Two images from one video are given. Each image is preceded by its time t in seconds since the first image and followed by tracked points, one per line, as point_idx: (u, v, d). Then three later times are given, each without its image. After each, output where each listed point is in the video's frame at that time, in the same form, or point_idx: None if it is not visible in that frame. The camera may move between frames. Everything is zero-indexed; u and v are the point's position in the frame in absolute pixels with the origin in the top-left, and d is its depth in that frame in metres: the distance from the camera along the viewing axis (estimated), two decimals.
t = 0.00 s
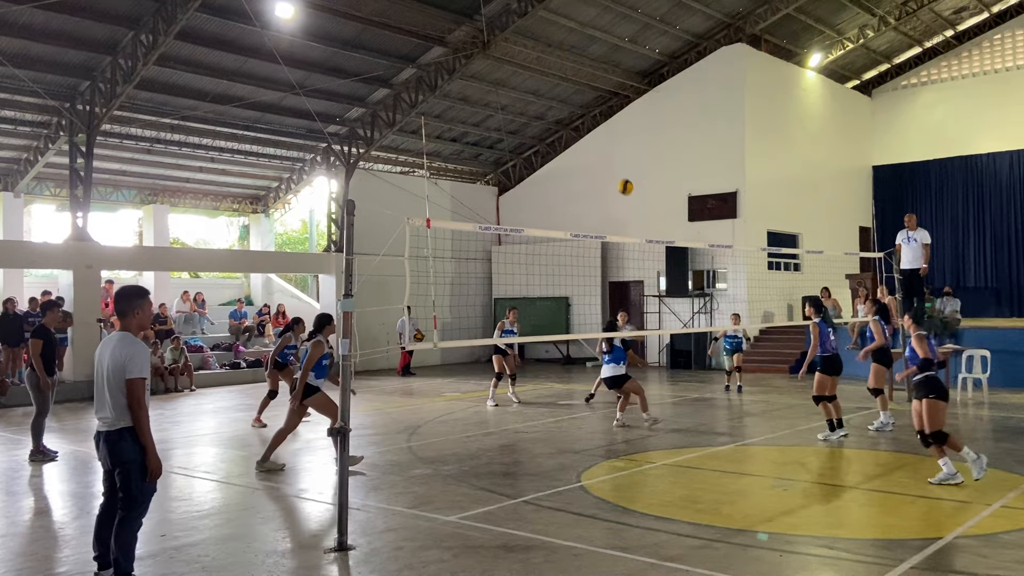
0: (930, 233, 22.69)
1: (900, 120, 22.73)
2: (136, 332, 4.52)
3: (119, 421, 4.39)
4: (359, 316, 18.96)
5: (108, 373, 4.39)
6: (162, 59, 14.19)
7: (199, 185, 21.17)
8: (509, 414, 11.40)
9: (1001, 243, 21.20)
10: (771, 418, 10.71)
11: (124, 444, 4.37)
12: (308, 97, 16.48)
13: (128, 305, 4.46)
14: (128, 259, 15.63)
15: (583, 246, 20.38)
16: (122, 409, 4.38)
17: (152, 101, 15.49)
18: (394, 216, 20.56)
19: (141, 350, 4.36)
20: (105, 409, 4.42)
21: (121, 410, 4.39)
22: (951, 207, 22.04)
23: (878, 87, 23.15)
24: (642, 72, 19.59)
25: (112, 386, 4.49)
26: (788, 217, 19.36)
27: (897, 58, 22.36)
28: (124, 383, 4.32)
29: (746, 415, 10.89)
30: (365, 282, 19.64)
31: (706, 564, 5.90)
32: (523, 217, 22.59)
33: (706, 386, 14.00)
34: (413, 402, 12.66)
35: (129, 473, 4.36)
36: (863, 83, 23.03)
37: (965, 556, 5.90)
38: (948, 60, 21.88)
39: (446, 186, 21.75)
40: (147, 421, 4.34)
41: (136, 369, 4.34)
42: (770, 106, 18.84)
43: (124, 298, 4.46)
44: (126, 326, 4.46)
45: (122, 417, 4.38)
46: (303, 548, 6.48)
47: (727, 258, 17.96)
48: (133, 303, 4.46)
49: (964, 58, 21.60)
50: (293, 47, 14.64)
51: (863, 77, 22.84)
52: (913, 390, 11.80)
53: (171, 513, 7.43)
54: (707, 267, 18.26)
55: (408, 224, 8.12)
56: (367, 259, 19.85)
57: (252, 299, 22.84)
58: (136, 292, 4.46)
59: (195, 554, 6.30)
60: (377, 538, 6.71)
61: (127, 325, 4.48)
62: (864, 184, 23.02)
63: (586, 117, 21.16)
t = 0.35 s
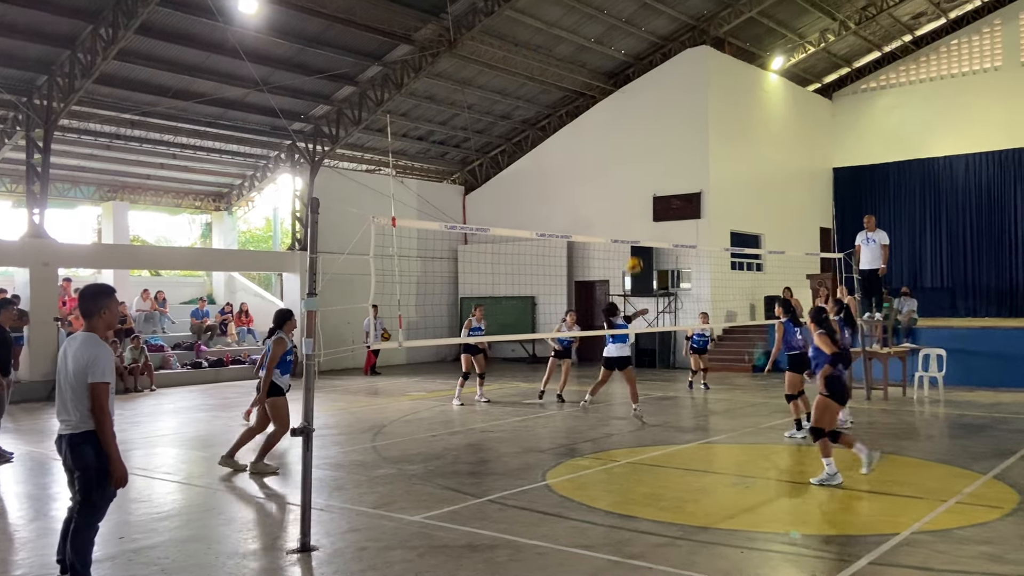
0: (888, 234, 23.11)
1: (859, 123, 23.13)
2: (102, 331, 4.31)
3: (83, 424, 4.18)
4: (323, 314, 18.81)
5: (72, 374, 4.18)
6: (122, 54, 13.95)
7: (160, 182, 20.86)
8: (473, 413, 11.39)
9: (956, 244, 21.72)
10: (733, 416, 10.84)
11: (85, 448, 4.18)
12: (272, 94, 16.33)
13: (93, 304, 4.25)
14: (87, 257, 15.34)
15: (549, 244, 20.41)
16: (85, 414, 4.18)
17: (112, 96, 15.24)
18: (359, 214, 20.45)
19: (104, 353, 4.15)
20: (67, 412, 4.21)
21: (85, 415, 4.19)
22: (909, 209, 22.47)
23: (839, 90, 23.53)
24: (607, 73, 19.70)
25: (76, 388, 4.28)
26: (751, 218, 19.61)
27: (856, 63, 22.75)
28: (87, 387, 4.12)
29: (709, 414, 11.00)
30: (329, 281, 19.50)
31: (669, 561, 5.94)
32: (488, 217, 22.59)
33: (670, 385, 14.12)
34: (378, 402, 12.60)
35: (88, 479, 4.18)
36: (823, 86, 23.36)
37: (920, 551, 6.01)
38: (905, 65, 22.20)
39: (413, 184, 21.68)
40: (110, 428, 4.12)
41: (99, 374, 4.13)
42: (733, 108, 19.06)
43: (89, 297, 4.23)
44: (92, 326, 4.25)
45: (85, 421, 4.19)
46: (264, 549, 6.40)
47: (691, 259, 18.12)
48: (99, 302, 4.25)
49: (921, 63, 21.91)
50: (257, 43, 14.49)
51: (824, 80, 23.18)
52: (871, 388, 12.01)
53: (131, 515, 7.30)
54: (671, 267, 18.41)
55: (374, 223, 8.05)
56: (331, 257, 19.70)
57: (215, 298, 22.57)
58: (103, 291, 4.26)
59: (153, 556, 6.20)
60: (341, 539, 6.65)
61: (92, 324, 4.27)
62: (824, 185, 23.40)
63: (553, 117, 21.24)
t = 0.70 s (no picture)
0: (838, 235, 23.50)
1: (811, 124, 23.58)
2: (52, 331, 4.09)
3: (30, 426, 3.98)
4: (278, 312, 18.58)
5: (20, 374, 3.98)
6: (70, 45, 13.61)
7: (109, 176, 20.41)
8: (430, 411, 11.34)
9: (904, 244, 22.22)
10: (688, 413, 10.95)
11: (32, 453, 3.97)
12: (225, 87, 16.08)
13: (42, 303, 4.01)
14: (31, 253, 14.93)
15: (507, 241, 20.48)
16: (33, 415, 3.97)
17: (58, 89, 14.87)
18: (314, 211, 20.22)
19: (53, 355, 3.93)
20: (15, 413, 4.00)
21: (33, 417, 3.98)
22: (859, 210, 22.93)
23: (792, 91, 23.95)
24: (566, 71, 19.81)
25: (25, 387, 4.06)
26: (707, 217, 19.88)
27: (809, 65, 23.19)
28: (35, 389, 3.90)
29: (664, 411, 11.12)
30: (284, 278, 19.29)
31: (623, 558, 5.97)
32: (446, 214, 22.54)
33: (628, 383, 14.23)
34: (333, 401, 12.47)
35: (34, 484, 3.98)
36: (777, 88, 23.77)
37: (867, 544, 6.13)
38: (856, 68, 22.76)
39: (370, 181, 21.51)
40: (59, 435, 3.90)
41: (47, 377, 3.91)
42: (689, 108, 19.28)
43: (38, 295, 3.99)
44: (41, 326, 4.03)
45: (33, 423, 3.98)
46: (213, 551, 6.27)
47: (648, 257, 18.29)
48: (47, 301, 4.01)
49: (871, 66, 22.45)
50: (209, 35, 14.25)
51: (778, 82, 23.59)
52: (823, 385, 12.23)
53: (77, 517, 7.11)
54: (629, 265, 18.58)
55: (329, 220, 7.95)
56: (285, 254, 19.48)
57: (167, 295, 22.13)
58: (54, 290, 4.03)
59: (98, 559, 6.05)
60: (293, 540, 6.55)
61: (41, 323, 4.04)
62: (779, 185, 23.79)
63: (512, 115, 21.29)
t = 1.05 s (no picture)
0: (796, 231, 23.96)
1: (770, 123, 23.92)
2: None
3: None
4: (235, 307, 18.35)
5: None
6: (19, 33, 13.23)
7: (60, 168, 19.94)
8: (390, 407, 11.28)
9: (859, 241, 22.72)
10: (649, 408, 11.04)
11: None
12: (181, 79, 15.80)
13: None
14: None
15: (470, 236, 20.48)
16: None
17: (7, 78, 14.46)
18: (272, 204, 19.96)
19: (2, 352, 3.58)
20: None
21: None
22: (816, 207, 23.35)
23: (751, 89, 24.23)
24: (529, 67, 19.82)
25: None
26: (668, 213, 20.07)
27: (768, 63, 23.49)
28: None
29: (625, 406, 11.20)
30: (241, 273, 19.06)
31: (583, 552, 5.99)
32: (408, 208, 22.46)
33: (589, 378, 14.31)
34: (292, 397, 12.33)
35: None
36: (737, 86, 24.03)
37: (822, 535, 6.23)
38: (813, 67, 23.12)
39: (331, 175, 21.32)
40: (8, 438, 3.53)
41: None
42: (651, 104, 19.42)
43: None
44: None
45: None
46: (169, 550, 6.15)
47: (611, 252, 18.42)
48: None
49: (828, 65, 22.82)
50: (165, 26, 13.98)
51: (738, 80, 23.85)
52: (779, 379, 12.44)
53: (27, 517, 6.92)
54: (592, 261, 18.69)
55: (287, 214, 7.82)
56: (242, 250, 19.22)
57: (119, 290, 21.64)
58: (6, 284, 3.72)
59: (50, 559, 5.90)
60: (251, 538, 6.46)
61: None
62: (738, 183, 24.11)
63: (475, 110, 21.25)
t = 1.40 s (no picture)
0: (760, 228, 24.28)
1: (735, 121, 24.17)
2: None
3: None
4: (197, 302, 18.16)
5: None
6: None
7: (18, 160, 19.59)
8: (357, 403, 11.26)
9: (821, 238, 23.11)
10: (615, 403, 11.13)
11: None
12: (142, 71, 15.56)
13: None
14: None
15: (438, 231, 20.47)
16: None
17: None
18: (235, 198, 19.77)
19: None
20: None
21: None
22: (780, 204, 23.68)
23: (716, 87, 24.41)
24: (496, 62, 19.79)
25: None
26: (634, 210, 20.19)
27: (732, 62, 23.70)
28: None
29: (592, 401, 11.28)
30: (204, 268, 18.87)
31: (548, 546, 6.02)
32: (375, 203, 22.37)
33: (556, 373, 14.39)
34: (257, 394, 12.24)
35: None
36: (702, 84, 24.23)
37: (782, 527, 6.33)
38: (776, 66, 23.37)
39: (296, 169, 21.20)
40: None
41: None
42: (617, 101, 19.53)
43: None
44: None
45: None
46: (130, 548, 6.08)
47: (577, 248, 18.52)
48: None
49: (792, 64, 23.11)
50: (126, 17, 13.76)
51: (703, 78, 24.06)
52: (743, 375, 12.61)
53: None
54: (558, 257, 18.76)
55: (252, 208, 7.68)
56: (204, 244, 19.00)
57: (79, 285, 21.25)
58: None
59: (7, 557, 5.81)
60: (213, 535, 6.40)
61: None
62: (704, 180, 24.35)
63: (441, 105, 21.20)
